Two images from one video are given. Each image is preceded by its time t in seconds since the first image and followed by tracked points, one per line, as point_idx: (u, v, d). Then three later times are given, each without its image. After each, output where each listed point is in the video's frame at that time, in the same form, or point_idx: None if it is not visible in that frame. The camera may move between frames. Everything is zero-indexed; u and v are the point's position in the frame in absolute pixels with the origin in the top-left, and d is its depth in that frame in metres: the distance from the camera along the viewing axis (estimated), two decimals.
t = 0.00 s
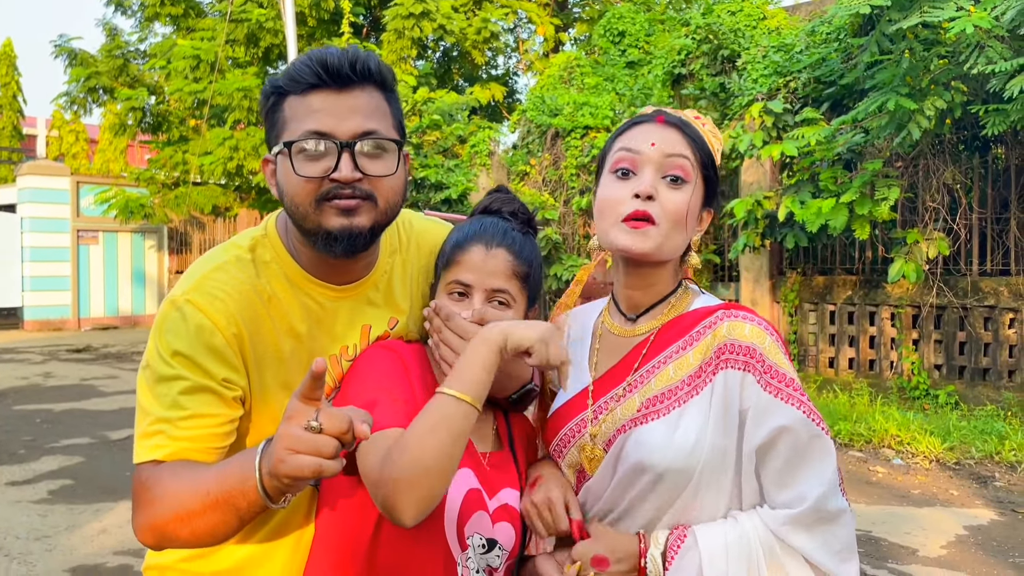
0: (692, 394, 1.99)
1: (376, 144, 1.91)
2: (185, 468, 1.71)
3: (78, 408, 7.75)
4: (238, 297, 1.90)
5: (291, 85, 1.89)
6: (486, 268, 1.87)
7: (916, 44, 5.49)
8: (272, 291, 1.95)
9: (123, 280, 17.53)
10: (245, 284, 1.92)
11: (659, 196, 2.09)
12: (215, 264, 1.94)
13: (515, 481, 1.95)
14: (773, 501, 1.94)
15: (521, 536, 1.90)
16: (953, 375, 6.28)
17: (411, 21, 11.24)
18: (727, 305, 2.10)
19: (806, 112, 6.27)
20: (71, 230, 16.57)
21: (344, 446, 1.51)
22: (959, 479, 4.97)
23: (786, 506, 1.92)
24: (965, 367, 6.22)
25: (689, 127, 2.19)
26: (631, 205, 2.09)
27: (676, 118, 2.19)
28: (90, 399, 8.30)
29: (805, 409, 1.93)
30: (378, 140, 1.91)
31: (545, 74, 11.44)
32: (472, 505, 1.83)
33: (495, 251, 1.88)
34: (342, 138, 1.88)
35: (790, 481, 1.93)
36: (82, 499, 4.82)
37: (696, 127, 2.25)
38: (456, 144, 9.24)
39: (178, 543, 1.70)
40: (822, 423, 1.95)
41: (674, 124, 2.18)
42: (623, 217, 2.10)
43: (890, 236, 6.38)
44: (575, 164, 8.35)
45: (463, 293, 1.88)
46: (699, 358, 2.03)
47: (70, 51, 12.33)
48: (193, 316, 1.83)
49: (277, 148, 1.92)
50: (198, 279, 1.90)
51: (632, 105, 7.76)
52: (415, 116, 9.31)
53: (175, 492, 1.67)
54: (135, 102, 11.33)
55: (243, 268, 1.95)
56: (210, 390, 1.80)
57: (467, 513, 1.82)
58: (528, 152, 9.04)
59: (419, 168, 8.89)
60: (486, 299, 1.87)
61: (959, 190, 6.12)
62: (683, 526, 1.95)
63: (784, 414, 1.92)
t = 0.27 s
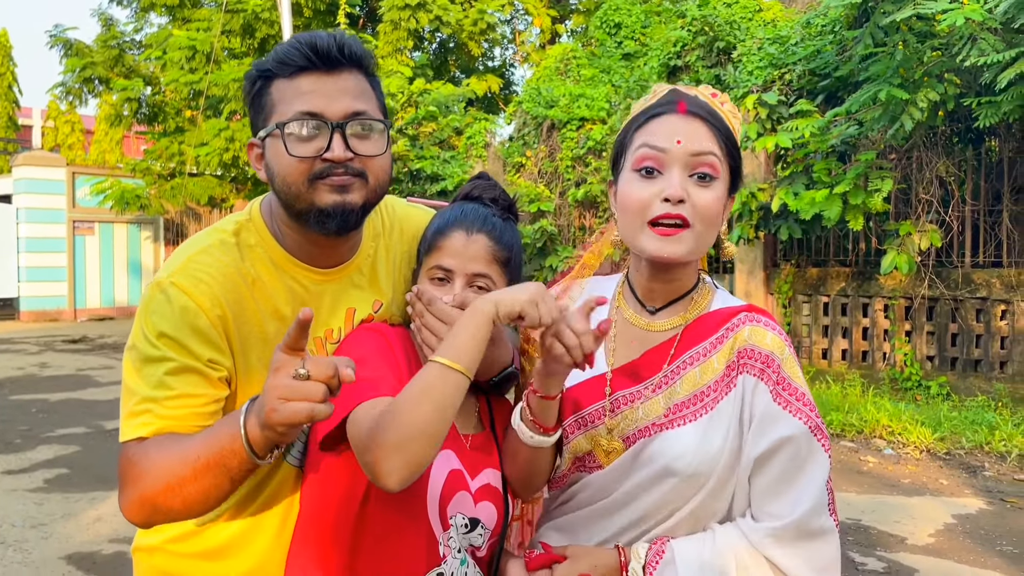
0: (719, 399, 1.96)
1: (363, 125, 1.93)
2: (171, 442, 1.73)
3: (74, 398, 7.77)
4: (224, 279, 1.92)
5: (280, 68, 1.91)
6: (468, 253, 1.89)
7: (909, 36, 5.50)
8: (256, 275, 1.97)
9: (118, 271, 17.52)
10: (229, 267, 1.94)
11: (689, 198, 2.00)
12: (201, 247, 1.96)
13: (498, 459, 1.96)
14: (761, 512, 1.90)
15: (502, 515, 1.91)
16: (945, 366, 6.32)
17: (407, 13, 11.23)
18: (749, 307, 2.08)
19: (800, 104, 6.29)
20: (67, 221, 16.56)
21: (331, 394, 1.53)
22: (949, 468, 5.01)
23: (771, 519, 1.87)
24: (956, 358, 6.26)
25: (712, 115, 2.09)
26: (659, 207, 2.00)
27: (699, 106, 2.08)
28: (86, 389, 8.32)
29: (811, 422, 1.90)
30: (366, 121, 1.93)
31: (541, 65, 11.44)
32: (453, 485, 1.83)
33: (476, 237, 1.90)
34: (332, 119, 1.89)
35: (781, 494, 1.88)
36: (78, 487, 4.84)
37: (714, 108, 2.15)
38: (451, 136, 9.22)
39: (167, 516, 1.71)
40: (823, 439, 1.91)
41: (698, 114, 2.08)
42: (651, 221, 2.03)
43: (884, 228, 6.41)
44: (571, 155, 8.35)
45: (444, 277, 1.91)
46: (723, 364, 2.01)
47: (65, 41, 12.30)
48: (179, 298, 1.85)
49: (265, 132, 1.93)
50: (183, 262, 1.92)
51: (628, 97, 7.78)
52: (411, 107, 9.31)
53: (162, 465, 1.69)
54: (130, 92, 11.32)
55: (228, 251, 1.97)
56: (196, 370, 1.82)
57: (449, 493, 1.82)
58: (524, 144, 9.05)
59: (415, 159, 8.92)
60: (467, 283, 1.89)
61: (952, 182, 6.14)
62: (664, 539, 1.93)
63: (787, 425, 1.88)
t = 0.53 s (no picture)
0: (712, 402, 1.93)
1: (347, 119, 1.93)
2: (158, 432, 1.73)
3: (69, 390, 7.77)
4: (208, 275, 1.93)
5: (262, 64, 1.90)
6: (449, 247, 1.88)
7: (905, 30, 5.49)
8: (240, 271, 1.98)
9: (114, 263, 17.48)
10: (214, 262, 1.94)
11: (699, 218, 1.91)
12: (184, 243, 1.96)
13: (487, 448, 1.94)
14: (752, 501, 1.93)
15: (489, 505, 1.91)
16: (939, 360, 6.34)
17: (403, 5, 11.21)
18: (737, 308, 2.06)
19: (796, 98, 6.29)
20: (63, 213, 16.52)
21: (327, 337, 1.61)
22: (941, 462, 5.03)
23: (763, 508, 1.91)
24: (950, 352, 6.28)
25: (722, 126, 1.98)
26: (666, 225, 1.90)
27: (711, 117, 1.97)
28: (81, 381, 8.31)
29: (804, 420, 1.91)
30: (349, 116, 1.93)
31: (537, 58, 11.41)
32: (442, 478, 1.81)
33: (457, 230, 1.89)
34: (315, 114, 1.89)
35: (775, 487, 1.91)
36: (72, 479, 4.85)
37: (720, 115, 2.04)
38: (447, 129, 9.23)
39: (166, 497, 1.73)
40: (817, 436, 1.93)
41: (710, 125, 1.96)
42: (655, 234, 1.92)
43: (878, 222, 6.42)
44: (567, 148, 8.33)
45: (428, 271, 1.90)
46: (714, 368, 1.97)
47: (59, 32, 12.26)
48: (161, 295, 1.85)
49: (248, 128, 1.92)
50: (167, 258, 1.92)
51: (624, 90, 7.77)
52: (407, 99, 9.29)
53: (157, 450, 1.70)
54: (125, 84, 11.28)
55: (212, 246, 1.97)
56: (182, 366, 1.82)
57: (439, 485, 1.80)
58: (520, 136, 9.03)
59: (411, 152, 8.91)
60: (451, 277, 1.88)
61: (947, 177, 6.15)
62: (665, 516, 1.92)
63: (782, 427, 1.89)
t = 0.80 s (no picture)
0: (684, 389, 1.93)
1: (342, 114, 1.92)
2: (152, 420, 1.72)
3: (63, 382, 7.75)
4: (198, 266, 1.92)
5: (254, 57, 1.87)
6: (436, 238, 1.86)
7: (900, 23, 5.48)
8: (229, 263, 1.98)
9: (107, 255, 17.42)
10: (203, 255, 1.94)
11: (655, 207, 1.88)
12: (174, 235, 1.95)
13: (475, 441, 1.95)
14: (727, 489, 1.93)
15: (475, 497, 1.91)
16: (933, 353, 6.35)
17: None
18: (708, 294, 2.06)
19: (791, 91, 6.27)
20: (56, 205, 16.46)
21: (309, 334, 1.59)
22: (934, 455, 5.04)
23: (738, 496, 1.91)
24: (944, 345, 6.29)
25: (684, 117, 1.95)
26: (624, 214, 1.88)
27: (671, 107, 1.94)
28: (74, 373, 8.29)
29: (777, 406, 1.90)
30: (343, 110, 1.92)
31: (533, 50, 11.37)
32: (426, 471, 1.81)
33: (444, 221, 1.87)
34: (310, 109, 1.87)
35: (750, 475, 1.90)
36: (65, 472, 4.83)
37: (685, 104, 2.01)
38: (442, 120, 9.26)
39: (157, 492, 1.70)
40: (789, 422, 1.92)
41: (670, 115, 1.93)
42: (613, 223, 1.90)
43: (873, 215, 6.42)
44: (563, 141, 8.30)
45: (412, 262, 1.88)
46: (684, 357, 1.97)
47: (52, 23, 12.19)
48: (151, 287, 1.84)
49: (240, 122, 1.89)
50: (156, 250, 1.91)
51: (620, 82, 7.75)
52: (402, 91, 9.26)
53: (148, 440, 1.68)
54: (119, 75, 11.23)
55: (201, 238, 1.96)
56: (174, 357, 1.82)
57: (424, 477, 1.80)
58: (516, 129, 9.00)
59: (406, 144, 8.88)
60: (435, 268, 1.86)
61: (941, 171, 6.15)
62: (639, 505, 1.92)
63: (752, 413, 1.89)
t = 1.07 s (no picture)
0: (688, 374, 1.93)
1: (360, 118, 1.93)
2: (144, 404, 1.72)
3: (58, 376, 7.74)
4: (189, 258, 1.91)
5: (277, 59, 1.85)
6: (425, 231, 1.85)
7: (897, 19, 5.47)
8: (221, 254, 1.97)
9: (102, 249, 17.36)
10: (194, 245, 1.93)
11: (646, 212, 1.87)
12: (166, 225, 1.94)
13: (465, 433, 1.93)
14: (722, 480, 1.94)
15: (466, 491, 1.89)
16: (928, 349, 6.37)
17: None
18: (711, 285, 2.07)
19: (788, 86, 6.27)
20: (51, 198, 16.41)
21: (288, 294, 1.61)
22: (929, 450, 5.06)
23: (734, 486, 1.91)
24: (939, 341, 6.31)
25: (663, 116, 1.91)
26: (614, 223, 1.88)
27: (650, 112, 1.90)
28: (69, 367, 8.26)
29: (777, 397, 1.91)
30: (360, 115, 1.93)
31: (530, 45, 11.35)
32: (414, 466, 1.79)
33: (433, 215, 1.86)
34: (334, 114, 1.87)
35: (746, 465, 1.91)
36: (61, 465, 4.82)
37: (667, 96, 1.97)
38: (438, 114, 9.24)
39: (147, 474, 1.70)
40: (788, 412, 1.93)
41: (649, 119, 1.89)
42: (608, 231, 1.90)
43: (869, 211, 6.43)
44: (559, 136, 8.29)
45: (401, 255, 1.87)
46: (690, 343, 1.98)
47: (47, 16, 12.14)
48: (141, 279, 1.83)
49: (260, 127, 1.87)
50: (147, 240, 1.90)
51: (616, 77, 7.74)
52: (398, 85, 9.23)
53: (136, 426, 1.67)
54: (113, 68, 11.18)
55: (194, 229, 1.96)
56: (162, 348, 1.81)
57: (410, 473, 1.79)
58: (512, 123, 8.98)
59: (402, 139, 8.86)
60: (424, 261, 1.85)
61: (937, 167, 6.16)
62: (633, 492, 1.93)
63: (752, 401, 1.89)
